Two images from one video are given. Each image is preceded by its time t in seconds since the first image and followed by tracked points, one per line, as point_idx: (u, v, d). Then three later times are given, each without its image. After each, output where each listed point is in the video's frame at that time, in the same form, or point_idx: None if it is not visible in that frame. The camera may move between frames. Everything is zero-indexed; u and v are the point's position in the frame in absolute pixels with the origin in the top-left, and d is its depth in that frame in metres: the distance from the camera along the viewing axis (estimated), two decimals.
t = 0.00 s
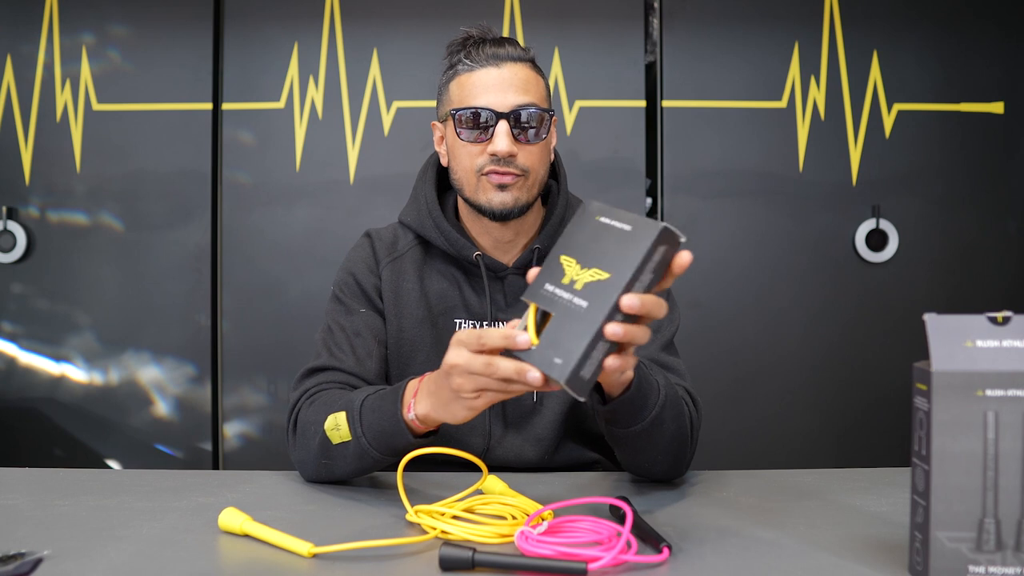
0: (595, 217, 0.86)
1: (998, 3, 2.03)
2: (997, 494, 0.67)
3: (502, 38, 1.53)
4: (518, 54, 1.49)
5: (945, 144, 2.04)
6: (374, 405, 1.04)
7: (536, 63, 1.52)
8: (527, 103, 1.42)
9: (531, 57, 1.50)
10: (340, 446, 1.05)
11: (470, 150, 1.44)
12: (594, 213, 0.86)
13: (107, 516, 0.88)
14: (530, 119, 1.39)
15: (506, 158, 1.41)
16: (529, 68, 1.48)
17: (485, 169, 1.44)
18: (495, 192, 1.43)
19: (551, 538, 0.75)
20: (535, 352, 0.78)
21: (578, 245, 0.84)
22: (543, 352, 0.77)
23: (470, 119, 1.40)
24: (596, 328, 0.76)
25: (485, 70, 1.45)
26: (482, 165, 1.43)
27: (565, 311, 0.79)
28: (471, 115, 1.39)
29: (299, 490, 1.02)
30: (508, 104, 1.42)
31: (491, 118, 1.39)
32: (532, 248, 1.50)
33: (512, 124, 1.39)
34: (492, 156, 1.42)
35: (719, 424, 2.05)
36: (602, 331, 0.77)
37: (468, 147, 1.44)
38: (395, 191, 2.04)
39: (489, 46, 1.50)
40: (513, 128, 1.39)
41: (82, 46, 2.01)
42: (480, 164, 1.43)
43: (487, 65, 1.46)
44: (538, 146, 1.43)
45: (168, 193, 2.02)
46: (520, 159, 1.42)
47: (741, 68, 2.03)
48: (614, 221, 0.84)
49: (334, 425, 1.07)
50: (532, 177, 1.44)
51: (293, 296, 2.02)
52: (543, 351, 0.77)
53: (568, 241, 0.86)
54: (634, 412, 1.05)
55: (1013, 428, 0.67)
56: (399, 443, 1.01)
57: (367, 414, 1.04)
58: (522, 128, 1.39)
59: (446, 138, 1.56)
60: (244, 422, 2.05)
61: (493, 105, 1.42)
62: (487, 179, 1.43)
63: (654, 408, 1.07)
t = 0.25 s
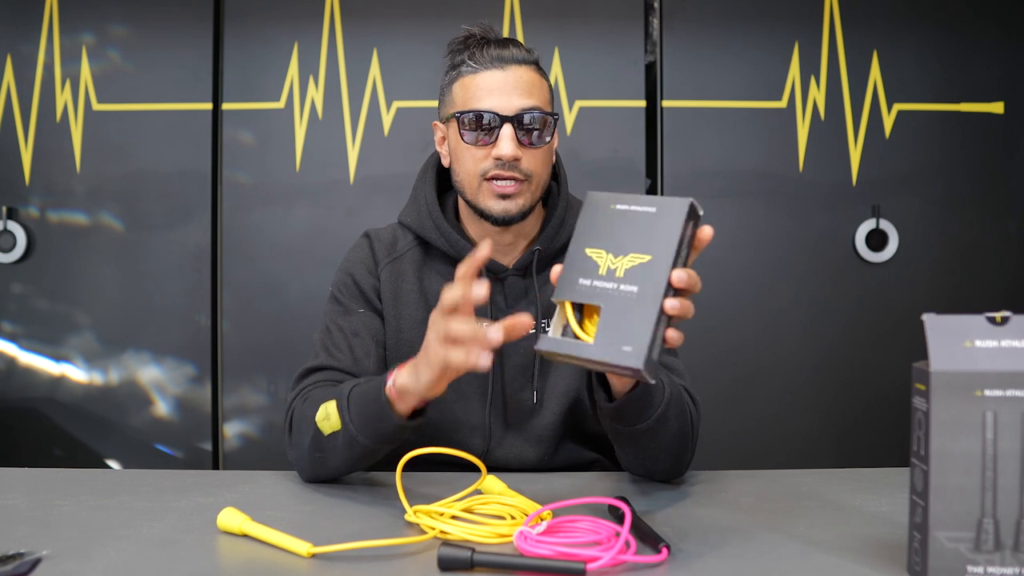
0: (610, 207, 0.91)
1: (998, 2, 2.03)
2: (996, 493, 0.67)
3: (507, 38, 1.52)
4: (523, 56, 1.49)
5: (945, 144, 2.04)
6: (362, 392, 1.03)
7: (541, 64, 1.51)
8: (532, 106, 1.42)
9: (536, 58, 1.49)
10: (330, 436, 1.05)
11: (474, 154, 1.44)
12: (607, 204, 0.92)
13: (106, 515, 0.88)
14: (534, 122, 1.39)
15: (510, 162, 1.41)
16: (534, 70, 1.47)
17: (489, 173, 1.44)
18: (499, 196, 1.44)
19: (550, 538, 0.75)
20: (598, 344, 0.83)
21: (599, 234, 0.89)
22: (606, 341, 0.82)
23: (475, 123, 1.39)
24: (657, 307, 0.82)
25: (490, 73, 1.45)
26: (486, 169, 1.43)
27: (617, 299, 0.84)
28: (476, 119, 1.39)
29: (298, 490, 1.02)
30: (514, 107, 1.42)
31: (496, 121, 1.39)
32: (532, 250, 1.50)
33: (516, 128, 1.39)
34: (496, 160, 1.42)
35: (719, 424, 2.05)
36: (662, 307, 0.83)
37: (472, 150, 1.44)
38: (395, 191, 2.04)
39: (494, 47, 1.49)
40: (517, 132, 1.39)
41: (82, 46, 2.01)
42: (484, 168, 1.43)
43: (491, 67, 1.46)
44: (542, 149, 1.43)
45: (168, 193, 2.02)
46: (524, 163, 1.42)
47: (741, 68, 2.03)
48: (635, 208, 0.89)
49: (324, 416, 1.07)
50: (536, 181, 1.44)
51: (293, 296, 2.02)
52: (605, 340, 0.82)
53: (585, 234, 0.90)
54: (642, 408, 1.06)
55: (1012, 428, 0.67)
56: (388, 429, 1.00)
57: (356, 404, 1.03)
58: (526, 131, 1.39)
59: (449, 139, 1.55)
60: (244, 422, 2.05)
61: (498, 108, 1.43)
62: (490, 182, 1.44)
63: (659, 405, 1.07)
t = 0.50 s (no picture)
0: (580, 215, 0.86)
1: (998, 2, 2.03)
2: (995, 493, 0.67)
3: (496, 43, 1.52)
4: (513, 61, 1.48)
5: (945, 144, 2.04)
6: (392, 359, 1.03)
7: (531, 69, 1.51)
8: (523, 115, 1.42)
9: (526, 63, 1.49)
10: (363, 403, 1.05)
11: (467, 165, 1.43)
12: (575, 212, 0.87)
13: (106, 515, 0.88)
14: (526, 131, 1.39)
15: (503, 173, 1.41)
16: (524, 76, 1.47)
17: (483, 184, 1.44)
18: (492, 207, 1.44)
19: (549, 538, 0.75)
20: (609, 357, 0.82)
21: (576, 244, 0.86)
22: (616, 353, 0.82)
23: (466, 134, 1.39)
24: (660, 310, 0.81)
25: (480, 83, 1.44)
26: (480, 180, 1.43)
27: (617, 309, 0.82)
28: (467, 130, 1.38)
29: (298, 490, 1.02)
30: (504, 117, 1.42)
31: (488, 132, 1.39)
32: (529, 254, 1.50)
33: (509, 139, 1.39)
34: (489, 171, 1.41)
35: (719, 424, 2.05)
36: (661, 306, 0.83)
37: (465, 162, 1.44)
38: (395, 191, 2.04)
39: (482, 54, 1.49)
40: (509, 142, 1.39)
41: (82, 46, 2.01)
42: (478, 179, 1.43)
43: (481, 76, 1.45)
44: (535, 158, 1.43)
45: (168, 193, 2.02)
46: (517, 173, 1.42)
47: (741, 68, 2.02)
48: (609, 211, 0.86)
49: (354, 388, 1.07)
50: (529, 189, 1.44)
51: (293, 296, 2.02)
52: (616, 352, 0.82)
53: (561, 248, 0.86)
54: (631, 409, 1.05)
55: (1011, 428, 0.67)
56: (423, 386, 0.98)
57: (388, 369, 1.02)
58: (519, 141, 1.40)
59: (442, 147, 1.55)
60: (244, 422, 2.05)
61: (488, 119, 1.42)
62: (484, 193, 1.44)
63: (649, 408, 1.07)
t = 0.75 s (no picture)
0: (576, 207, 0.89)
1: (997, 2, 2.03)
2: (996, 494, 0.67)
3: (497, 44, 1.53)
4: (514, 62, 1.49)
5: (945, 144, 2.04)
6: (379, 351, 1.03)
7: (532, 69, 1.51)
8: (526, 116, 1.40)
9: (527, 64, 1.50)
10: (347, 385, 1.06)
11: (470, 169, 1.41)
12: (572, 204, 0.90)
13: (107, 515, 0.88)
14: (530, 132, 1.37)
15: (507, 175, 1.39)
16: (526, 77, 1.46)
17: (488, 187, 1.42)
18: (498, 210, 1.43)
19: (549, 538, 0.75)
20: (600, 345, 0.82)
21: (571, 234, 0.88)
22: (607, 341, 0.82)
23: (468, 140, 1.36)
24: (652, 298, 0.83)
25: (482, 85, 1.42)
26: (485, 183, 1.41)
27: (610, 298, 0.84)
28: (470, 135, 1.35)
29: (298, 490, 1.02)
30: (507, 119, 1.40)
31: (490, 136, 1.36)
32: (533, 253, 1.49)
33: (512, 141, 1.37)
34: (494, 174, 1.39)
35: (719, 424, 2.05)
36: (655, 296, 0.84)
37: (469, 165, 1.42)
38: (395, 191, 2.04)
39: (483, 56, 1.50)
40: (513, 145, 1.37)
41: (82, 46, 2.01)
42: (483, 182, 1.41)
43: (483, 78, 1.44)
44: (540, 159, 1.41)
45: (168, 193, 2.02)
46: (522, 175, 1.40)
47: (741, 68, 2.03)
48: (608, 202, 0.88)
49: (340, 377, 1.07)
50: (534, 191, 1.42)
51: (293, 296, 2.02)
52: (608, 339, 0.82)
53: (558, 238, 0.89)
54: (630, 406, 1.04)
55: (1012, 428, 0.67)
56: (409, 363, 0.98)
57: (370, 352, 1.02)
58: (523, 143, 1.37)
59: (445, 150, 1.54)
60: (244, 422, 2.05)
61: (491, 122, 1.40)
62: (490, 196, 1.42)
63: (648, 406, 1.05)
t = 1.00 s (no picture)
0: (614, 195, 0.90)
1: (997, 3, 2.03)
2: (997, 493, 0.67)
3: (519, 42, 1.52)
4: (535, 61, 1.48)
5: (946, 144, 2.04)
6: (373, 414, 1.03)
7: (552, 70, 1.51)
8: (543, 112, 1.42)
9: (547, 64, 1.49)
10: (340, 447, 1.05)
11: (484, 159, 1.43)
12: (610, 192, 0.91)
13: (107, 515, 0.89)
14: (545, 127, 1.39)
15: (521, 167, 1.41)
16: (546, 76, 1.47)
17: (500, 177, 1.43)
18: (508, 202, 1.44)
19: (550, 538, 0.75)
20: (617, 335, 0.83)
21: (603, 221, 0.89)
22: (623, 332, 0.83)
23: (485, 128, 1.39)
24: (673, 295, 0.83)
25: (502, 77, 1.45)
26: (497, 173, 1.43)
27: (633, 289, 0.84)
28: (487, 124, 1.38)
29: (299, 490, 1.02)
30: (525, 113, 1.42)
31: (507, 127, 1.39)
32: (541, 253, 1.50)
33: (528, 134, 1.39)
34: (507, 165, 1.41)
35: (719, 423, 2.05)
36: (678, 293, 0.85)
37: (482, 155, 1.43)
38: (395, 191, 2.04)
39: (505, 51, 1.50)
40: (529, 138, 1.39)
41: (82, 46, 2.01)
42: (495, 172, 1.43)
43: (502, 71, 1.46)
44: (553, 154, 1.42)
45: (168, 193, 2.02)
46: (535, 168, 1.42)
47: (741, 69, 2.03)
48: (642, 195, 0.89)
49: (333, 430, 1.06)
50: (545, 185, 1.44)
51: (293, 296, 2.02)
52: (624, 332, 0.83)
53: (591, 222, 0.90)
54: (643, 401, 1.06)
55: (1012, 428, 0.67)
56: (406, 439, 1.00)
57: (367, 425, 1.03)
58: (538, 137, 1.39)
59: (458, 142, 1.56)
60: (244, 422, 2.05)
61: (509, 114, 1.43)
62: (501, 187, 1.43)
63: (660, 403, 1.07)
